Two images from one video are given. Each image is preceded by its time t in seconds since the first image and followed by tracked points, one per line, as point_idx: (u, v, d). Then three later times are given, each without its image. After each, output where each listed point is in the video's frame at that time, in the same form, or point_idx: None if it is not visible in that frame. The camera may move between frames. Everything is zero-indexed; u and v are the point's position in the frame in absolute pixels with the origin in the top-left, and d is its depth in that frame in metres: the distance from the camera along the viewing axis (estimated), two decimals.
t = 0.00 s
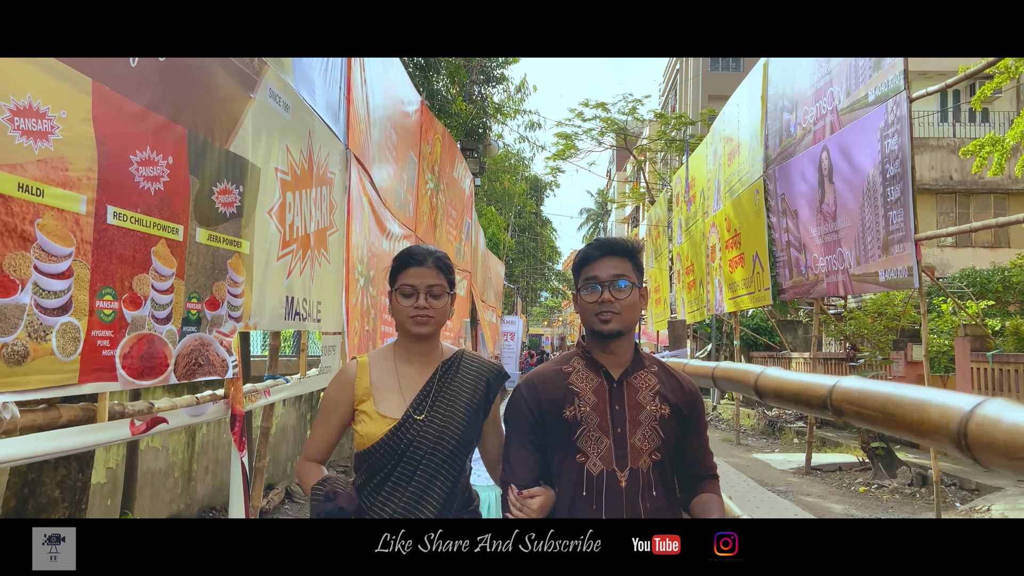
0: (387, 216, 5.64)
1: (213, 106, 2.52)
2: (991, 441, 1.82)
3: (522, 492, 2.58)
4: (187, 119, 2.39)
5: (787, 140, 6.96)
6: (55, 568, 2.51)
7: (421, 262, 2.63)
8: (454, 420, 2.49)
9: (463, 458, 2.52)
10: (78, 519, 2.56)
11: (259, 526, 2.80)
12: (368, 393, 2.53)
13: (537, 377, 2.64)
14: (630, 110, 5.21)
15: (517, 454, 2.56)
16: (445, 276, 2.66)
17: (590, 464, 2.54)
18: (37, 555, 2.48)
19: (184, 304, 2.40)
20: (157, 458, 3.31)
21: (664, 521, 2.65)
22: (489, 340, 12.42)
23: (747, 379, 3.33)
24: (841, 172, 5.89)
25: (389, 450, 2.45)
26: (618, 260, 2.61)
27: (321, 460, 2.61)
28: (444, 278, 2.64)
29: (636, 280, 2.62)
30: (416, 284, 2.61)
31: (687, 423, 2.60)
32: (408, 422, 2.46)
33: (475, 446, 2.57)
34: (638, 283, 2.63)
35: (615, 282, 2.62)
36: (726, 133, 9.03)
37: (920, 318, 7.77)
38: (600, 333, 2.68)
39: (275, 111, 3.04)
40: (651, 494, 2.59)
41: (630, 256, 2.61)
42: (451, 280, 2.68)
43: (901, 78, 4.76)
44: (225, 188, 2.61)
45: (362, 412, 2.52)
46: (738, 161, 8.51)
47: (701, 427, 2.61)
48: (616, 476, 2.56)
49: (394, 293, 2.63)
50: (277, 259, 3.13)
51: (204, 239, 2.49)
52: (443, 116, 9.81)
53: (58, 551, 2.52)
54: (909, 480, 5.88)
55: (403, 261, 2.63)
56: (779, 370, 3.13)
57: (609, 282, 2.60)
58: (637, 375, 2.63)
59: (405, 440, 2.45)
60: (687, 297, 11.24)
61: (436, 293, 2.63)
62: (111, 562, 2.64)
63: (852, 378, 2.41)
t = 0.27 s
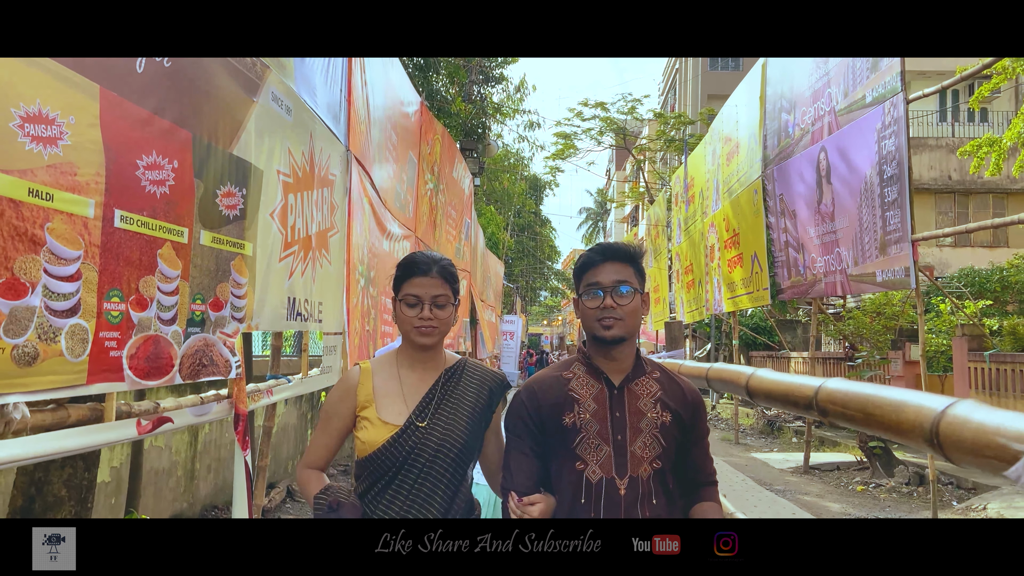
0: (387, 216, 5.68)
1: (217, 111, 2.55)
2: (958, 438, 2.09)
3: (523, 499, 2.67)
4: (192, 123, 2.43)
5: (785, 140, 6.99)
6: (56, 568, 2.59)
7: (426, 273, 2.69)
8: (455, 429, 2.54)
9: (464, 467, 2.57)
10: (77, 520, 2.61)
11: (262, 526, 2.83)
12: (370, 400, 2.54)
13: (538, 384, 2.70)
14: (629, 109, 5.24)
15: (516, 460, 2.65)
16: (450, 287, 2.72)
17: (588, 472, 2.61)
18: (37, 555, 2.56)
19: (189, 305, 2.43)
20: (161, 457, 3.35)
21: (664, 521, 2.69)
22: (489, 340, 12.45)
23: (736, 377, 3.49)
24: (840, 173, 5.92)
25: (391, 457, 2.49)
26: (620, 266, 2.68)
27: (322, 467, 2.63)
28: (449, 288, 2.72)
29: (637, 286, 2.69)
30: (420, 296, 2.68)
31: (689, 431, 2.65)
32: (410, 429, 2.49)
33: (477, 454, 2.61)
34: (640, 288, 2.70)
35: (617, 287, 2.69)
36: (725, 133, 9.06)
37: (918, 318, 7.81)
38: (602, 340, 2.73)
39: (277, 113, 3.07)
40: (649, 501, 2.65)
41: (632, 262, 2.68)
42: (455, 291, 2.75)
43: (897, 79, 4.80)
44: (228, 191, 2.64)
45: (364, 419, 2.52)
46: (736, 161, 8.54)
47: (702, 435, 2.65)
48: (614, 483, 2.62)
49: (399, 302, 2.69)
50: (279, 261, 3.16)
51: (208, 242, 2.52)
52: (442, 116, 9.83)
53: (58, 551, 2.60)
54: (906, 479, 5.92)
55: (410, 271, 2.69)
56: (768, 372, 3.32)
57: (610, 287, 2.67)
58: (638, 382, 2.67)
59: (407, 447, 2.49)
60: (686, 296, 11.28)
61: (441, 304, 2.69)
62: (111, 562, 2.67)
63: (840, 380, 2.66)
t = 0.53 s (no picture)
0: (387, 216, 5.71)
1: (220, 114, 2.58)
2: (930, 434, 2.25)
3: (523, 508, 2.70)
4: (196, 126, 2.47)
5: (783, 140, 7.03)
6: (56, 567, 2.68)
7: (432, 279, 2.63)
8: (459, 432, 2.50)
9: (467, 471, 2.54)
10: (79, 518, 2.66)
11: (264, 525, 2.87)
12: (374, 400, 2.49)
13: (540, 390, 2.74)
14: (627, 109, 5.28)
15: (519, 469, 2.68)
16: (456, 292, 2.65)
17: (590, 480, 2.66)
18: (38, 555, 2.64)
19: (194, 305, 2.48)
20: (164, 455, 3.40)
21: (664, 527, 2.73)
22: (488, 339, 12.50)
23: (726, 375, 3.58)
24: (837, 173, 5.95)
25: (393, 456, 2.46)
26: (624, 273, 2.69)
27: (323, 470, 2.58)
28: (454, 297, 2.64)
29: (641, 293, 2.70)
30: (426, 302, 2.61)
31: (691, 438, 2.67)
32: (414, 431, 2.46)
33: (480, 458, 2.58)
34: (643, 296, 2.72)
35: (621, 294, 2.71)
36: (723, 132, 9.10)
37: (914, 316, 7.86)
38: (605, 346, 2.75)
39: (280, 116, 3.11)
40: (650, 509, 2.69)
41: (636, 269, 2.69)
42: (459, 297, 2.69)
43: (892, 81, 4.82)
44: (231, 193, 2.68)
45: (367, 419, 2.47)
46: (734, 160, 8.57)
47: (704, 443, 2.68)
48: (615, 492, 2.67)
49: (404, 307, 2.63)
50: (280, 261, 3.19)
51: (212, 243, 2.57)
52: (441, 116, 9.87)
53: (58, 551, 2.68)
54: (902, 476, 5.98)
55: (415, 277, 2.64)
56: (757, 371, 3.41)
57: (614, 294, 2.69)
58: (640, 390, 2.69)
59: (410, 448, 2.46)
60: (684, 295, 11.32)
61: (447, 310, 2.64)
62: (111, 562, 2.78)
63: (824, 377, 2.74)
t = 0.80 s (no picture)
0: (387, 215, 5.74)
1: (222, 115, 2.62)
2: (902, 427, 2.02)
3: (524, 510, 2.51)
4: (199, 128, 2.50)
5: (780, 140, 7.06)
6: (55, 568, 2.63)
7: (436, 280, 2.54)
8: (462, 429, 2.38)
9: (468, 471, 2.41)
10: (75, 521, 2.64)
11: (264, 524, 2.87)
12: (378, 393, 2.41)
13: (541, 392, 2.53)
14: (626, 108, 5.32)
15: (521, 472, 2.49)
16: (462, 293, 2.57)
17: (592, 485, 2.45)
18: (38, 555, 2.59)
19: (197, 304, 2.52)
20: (166, 452, 3.44)
21: (668, 535, 2.56)
22: (487, 337, 12.54)
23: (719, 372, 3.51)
24: (834, 172, 5.99)
25: (394, 450, 2.35)
26: (630, 274, 2.52)
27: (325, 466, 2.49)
28: (460, 298, 2.57)
29: (648, 295, 2.52)
30: (430, 302, 2.53)
31: (696, 441, 2.47)
32: (416, 425, 2.35)
33: (482, 460, 2.46)
34: (650, 298, 2.53)
35: (628, 297, 2.52)
36: (721, 131, 9.14)
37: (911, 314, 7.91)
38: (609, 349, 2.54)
39: (281, 117, 3.15)
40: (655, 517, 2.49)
41: (644, 270, 2.53)
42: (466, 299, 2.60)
43: (890, 80, 4.90)
44: (234, 194, 2.72)
45: (371, 412, 2.40)
46: (733, 159, 8.60)
47: (713, 449, 2.47)
48: (619, 498, 2.46)
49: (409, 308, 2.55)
50: (281, 260, 3.22)
51: (215, 242, 2.61)
52: (440, 115, 9.90)
53: (58, 551, 2.63)
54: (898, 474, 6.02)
55: (419, 277, 2.55)
56: (747, 366, 3.31)
57: (620, 295, 2.50)
58: (645, 394, 2.48)
59: (411, 443, 2.35)
60: (683, 293, 11.37)
61: (451, 311, 2.54)
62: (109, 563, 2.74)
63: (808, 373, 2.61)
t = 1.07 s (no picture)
0: (387, 213, 5.78)
1: (225, 116, 2.66)
2: (878, 416, 2.17)
3: (525, 501, 2.46)
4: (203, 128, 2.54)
5: (777, 138, 7.10)
6: (56, 568, 2.57)
7: (440, 277, 2.53)
8: (461, 422, 2.41)
9: (469, 464, 2.44)
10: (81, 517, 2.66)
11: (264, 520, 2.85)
12: (379, 386, 2.49)
13: (545, 380, 2.52)
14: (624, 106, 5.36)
15: (522, 461, 2.47)
16: (465, 290, 2.56)
17: (594, 474, 2.44)
18: (38, 554, 2.54)
19: (201, 301, 2.56)
20: (169, 448, 3.48)
21: (671, 529, 2.53)
22: (486, 335, 12.56)
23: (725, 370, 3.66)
24: (830, 171, 6.02)
25: (394, 443, 2.39)
26: (636, 265, 2.51)
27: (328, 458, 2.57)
28: (463, 294, 2.55)
29: (655, 286, 2.50)
30: (433, 300, 2.52)
31: (700, 434, 2.48)
32: (416, 418, 2.40)
33: (482, 452, 2.48)
34: (657, 289, 2.52)
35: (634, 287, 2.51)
36: (719, 130, 9.17)
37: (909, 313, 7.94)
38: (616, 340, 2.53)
39: (283, 117, 3.19)
40: (657, 509, 2.48)
41: (649, 261, 2.51)
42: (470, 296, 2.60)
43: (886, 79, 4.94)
44: (237, 193, 2.77)
45: (372, 404, 2.47)
46: (731, 157, 8.64)
47: (717, 441, 2.49)
48: (621, 489, 2.45)
49: (412, 304, 2.56)
50: (283, 258, 3.26)
51: (218, 241, 2.66)
52: (439, 114, 9.93)
53: (58, 551, 2.58)
54: (894, 470, 6.06)
55: (421, 274, 2.54)
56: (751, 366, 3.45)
57: (627, 287, 2.48)
58: (649, 385, 2.49)
59: (410, 436, 2.39)
60: (682, 291, 11.40)
61: (455, 308, 2.54)
62: (111, 562, 2.67)
63: (793, 366, 2.89)
